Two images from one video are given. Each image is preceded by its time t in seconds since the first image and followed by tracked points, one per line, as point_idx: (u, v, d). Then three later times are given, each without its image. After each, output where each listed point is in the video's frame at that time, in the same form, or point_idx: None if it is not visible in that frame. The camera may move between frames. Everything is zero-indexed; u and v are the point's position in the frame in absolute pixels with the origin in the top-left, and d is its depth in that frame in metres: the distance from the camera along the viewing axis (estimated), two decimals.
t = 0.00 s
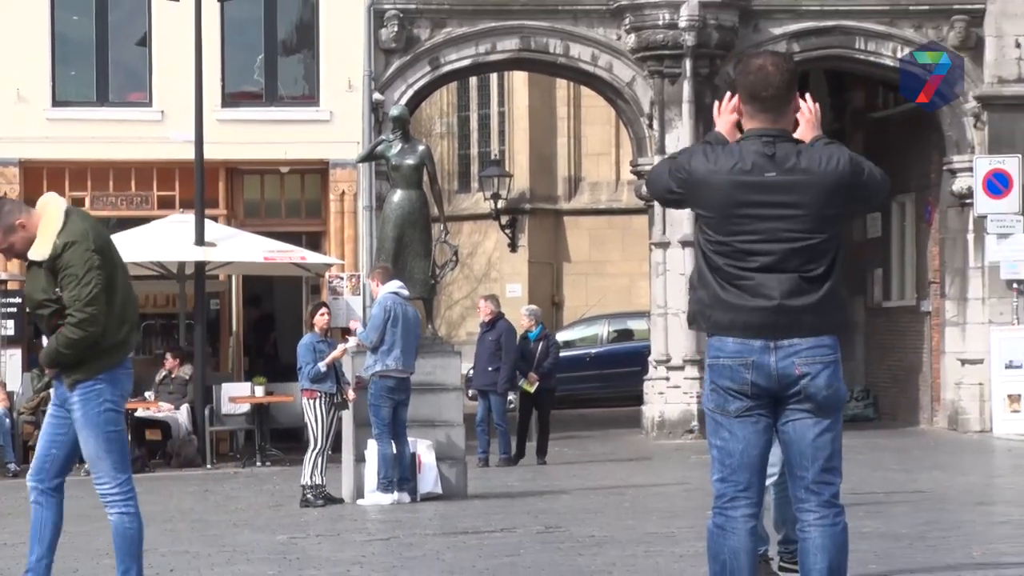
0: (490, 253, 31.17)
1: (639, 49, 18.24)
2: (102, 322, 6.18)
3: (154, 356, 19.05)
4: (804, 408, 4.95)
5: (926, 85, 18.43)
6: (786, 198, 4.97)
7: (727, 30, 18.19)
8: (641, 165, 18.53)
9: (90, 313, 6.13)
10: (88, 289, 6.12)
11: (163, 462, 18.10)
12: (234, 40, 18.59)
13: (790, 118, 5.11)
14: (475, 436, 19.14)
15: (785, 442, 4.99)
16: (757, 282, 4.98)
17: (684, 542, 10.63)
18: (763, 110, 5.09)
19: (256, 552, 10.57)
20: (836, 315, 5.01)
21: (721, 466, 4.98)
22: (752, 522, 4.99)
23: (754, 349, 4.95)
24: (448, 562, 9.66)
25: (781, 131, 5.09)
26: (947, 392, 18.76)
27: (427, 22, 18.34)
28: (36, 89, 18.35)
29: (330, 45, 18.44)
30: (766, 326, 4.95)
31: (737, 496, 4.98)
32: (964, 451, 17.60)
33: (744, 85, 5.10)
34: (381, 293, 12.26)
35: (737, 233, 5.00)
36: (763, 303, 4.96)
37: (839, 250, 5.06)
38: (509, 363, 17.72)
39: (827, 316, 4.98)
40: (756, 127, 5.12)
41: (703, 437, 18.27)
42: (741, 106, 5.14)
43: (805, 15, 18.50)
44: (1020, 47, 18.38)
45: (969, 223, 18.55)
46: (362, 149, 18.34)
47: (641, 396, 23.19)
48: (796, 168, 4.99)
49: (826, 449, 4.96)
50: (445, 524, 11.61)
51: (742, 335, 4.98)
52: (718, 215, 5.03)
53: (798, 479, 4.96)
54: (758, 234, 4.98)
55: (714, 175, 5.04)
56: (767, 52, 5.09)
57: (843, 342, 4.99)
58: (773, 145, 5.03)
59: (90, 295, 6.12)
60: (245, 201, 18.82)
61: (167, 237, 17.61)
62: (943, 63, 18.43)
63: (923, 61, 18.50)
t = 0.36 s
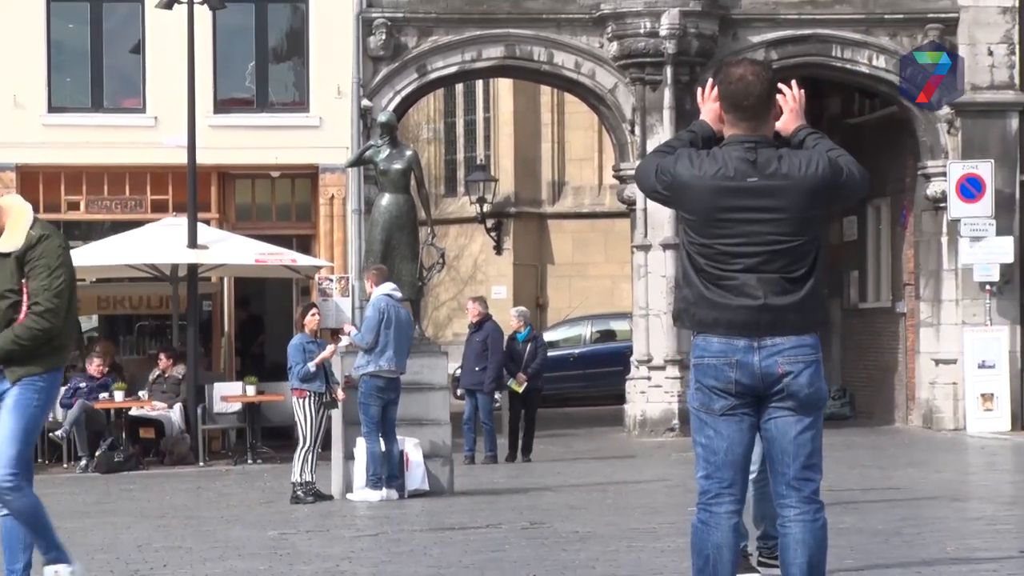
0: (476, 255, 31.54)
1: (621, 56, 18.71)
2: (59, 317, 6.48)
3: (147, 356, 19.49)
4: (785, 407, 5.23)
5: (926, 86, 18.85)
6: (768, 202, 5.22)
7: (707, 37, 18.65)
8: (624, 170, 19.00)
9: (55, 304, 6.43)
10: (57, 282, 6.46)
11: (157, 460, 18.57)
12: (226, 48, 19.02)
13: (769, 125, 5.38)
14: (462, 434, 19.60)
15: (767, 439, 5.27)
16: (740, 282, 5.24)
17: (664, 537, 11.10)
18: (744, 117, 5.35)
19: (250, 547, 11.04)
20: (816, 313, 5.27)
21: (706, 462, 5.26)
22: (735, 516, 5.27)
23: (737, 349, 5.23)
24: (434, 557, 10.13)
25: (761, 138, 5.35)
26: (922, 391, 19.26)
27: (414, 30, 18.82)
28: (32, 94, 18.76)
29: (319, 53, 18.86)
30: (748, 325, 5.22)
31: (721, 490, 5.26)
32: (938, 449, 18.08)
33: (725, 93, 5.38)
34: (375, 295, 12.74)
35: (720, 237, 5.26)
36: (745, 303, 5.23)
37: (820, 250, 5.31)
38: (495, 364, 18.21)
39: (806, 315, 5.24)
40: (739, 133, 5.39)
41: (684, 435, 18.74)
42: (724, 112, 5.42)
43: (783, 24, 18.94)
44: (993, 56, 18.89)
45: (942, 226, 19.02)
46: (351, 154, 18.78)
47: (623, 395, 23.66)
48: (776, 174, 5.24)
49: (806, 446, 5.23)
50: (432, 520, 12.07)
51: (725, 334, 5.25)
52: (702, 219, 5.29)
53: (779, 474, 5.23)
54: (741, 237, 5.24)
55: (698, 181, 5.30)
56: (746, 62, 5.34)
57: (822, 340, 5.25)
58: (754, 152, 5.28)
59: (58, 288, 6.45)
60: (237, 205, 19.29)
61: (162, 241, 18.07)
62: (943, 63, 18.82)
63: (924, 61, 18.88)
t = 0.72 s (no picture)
0: (463, 258, 32.46)
1: (604, 65, 19.31)
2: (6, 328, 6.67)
3: (145, 356, 20.08)
4: (763, 404, 5.42)
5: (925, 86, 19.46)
6: (745, 207, 5.41)
7: (688, 47, 19.27)
8: (607, 176, 19.67)
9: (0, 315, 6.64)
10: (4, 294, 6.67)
11: (154, 456, 19.17)
12: (221, 57, 19.62)
13: (748, 131, 5.58)
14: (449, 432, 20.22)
15: (746, 436, 5.47)
16: (718, 286, 5.45)
17: (644, 532, 11.69)
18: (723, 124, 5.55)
19: (248, 540, 11.65)
20: (793, 313, 5.48)
21: (687, 458, 5.47)
22: (715, 510, 5.48)
23: (716, 349, 5.43)
24: (423, 551, 10.74)
25: (739, 144, 5.54)
26: (895, 389, 19.87)
27: (403, 40, 19.44)
28: (33, 103, 19.35)
29: (310, 62, 19.44)
30: (727, 326, 5.43)
31: (701, 486, 5.47)
32: (910, 445, 18.71)
33: (705, 101, 5.58)
34: (367, 295, 13.30)
35: (699, 241, 5.47)
36: (723, 306, 5.44)
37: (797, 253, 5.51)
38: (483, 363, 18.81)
39: (783, 316, 5.44)
40: (717, 140, 5.58)
41: (665, 432, 19.36)
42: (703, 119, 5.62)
43: (761, 34, 19.54)
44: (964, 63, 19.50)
45: (915, 230, 19.68)
46: (342, 160, 19.39)
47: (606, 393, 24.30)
48: (753, 180, 5.43)
49: (784, 443, 5.43)
50: (421, 515, 12.67)
51: (705, 335, 5.46)
52: (681, 225, 5.49)
53: (756, 470, 5.43)
54: (718, 242, 5.44)
55: (677, 187, 5.49)
56: (724, 72, 5.54)
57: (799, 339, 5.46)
58: (732, 159, 5.47)
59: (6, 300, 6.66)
60: (232, 209, 19.88)
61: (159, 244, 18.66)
62: (942, 63, 19.40)
63: (924, 61, 19.50)
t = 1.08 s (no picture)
0: (451, 263, 34.68)
1: (584, 80, 20.49)
2: None
3: (151, 354, 21.28)
4: (733, 400, 5.89)
5: (926, 85, 20.68)
6: (714, 215, 5.84)
7: (662, 63, 20.46)
8: (586, 185, 20.95)
9: None
10: None
11: (159, 449, 20.34)
12: (223, 73, 20.85)
13: (719, 143, 6.03)
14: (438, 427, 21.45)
15: (718, 429, 5.93)
16: (689, 288, 5.89)
17: (619, 520, 12.86)
18: (696, 137, 6.00)
19: (252, 529, 12.82)
20: (761, 314, 5.92)
21: (662, 451, 5.92)
22: (689, 500, 5.92)
23: (689, 348, 5.88)
24: (413, 537, 11.93)
25: (709, 157, 5.98)
26: (858, 386, 21.19)
27: (394, 57, 20.60)
28: (45, 116, 20.52)
29: (307, 79, 20.63)
30: (698, 326, 5.87)
31: (675, 476, 5.92)
32: (872, 438, 19.94)
33: (678, 115, 6.04)
34: (360, 298, 14.51)
35: (669, 248, 5.91)
36: (694, 307, 5.88)
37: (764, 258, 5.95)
38: (470, 362, 20.07)
39: (752, 316, 5.88)
40: (688, 153, 6.03)
41: (641, 426, 20.58)
42: (676, 131, 6.07)
43: (731, 51, 20.78)
44: (922, 80, 20.67)
45: (876, 236, 20.99)
46: (336, 170, 20.58)
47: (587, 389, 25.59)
48: (722, 189, 5.86)
49: (752, 435, 5.90)
50: (412, 504, 13.84)
51: (677, 335, 5.91)
52: (653, 232, 5.93)
53: (727, 461, 5.90)
54: (688, 247, 5.88)
55: (649, 196, 5.92)
56: (695, 88, 6.01)
57: (766, 338, 5.91)
58: (703, 170, 5.91)
59: None
60: (234, 216, 21.05)
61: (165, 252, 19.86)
62: (943, 64, 20.65)
63: (925, 60, 20.68)
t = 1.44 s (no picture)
0: (440, 267, 35.82)
1: (567, 93, 21.49)
2: None
3: (153, 354, 22.25)
4: (708, 397, 6.31)
5: (927, 85, 21.58)
6: (690, 222, 6.26)
7: (641, 77, 21.47)
8: (569, 193, 21.96)
9: None
10: None
11: (160, 445, 21.23)
12: (221, 86, 21.83)
13: (695, 152, 6.46)
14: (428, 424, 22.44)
15: (693, 425, 6.35)
16: (665, 292, 6.30)
17: (600, 513, 13.83)
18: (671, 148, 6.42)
19: (253, 520, 13.86)
20: (735, 317, 6.34)
21: (641, 445, 6.32)
22: (666, 493, 6.31)
23: (666, 349, 6.29)
24: (404, 529, 12.90)
25: (686, 167, 6.41)
26: (829, 384, 22.33)
27: (386, 70, 21.60)
28: (52, 127, 21.51)
29: (302, 91, 21.61)
30: (674, 327, 6.28)
31: (652, 470, 6.32)
32: (842, 435, 20.90)
33: (657, 126, 6.49)
34: (351, 300, 15.52)
35: (648, 254, 6.33)
36: (671, 310, 6.29)
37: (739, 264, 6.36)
38: (459, 363, 21.07)
39: (726, 318, 6.29)
40: (666, 163, 6.46)
41: (621, 423, 21.53)
42: (654, 140, 6.51)
43: (707, 65, 21.77)
44: (890, 93, 21.80)
45: (846, 241, 22.02)
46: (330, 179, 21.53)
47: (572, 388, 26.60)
48: (698, 198, 6.28)
49: (726, 429, 6.32)
50: (403, 497, 14.80)
51: (655, 336, 6.32)
52: (633, 239, 6.35)
53: (702, 456, 6.31)
54: (665, 253, 6.30)
55: (628, 205, 6.35)
56: (673, 102, 6.47)
57: (739, 339, 6.33)
58: (679, 179, 6.33)
59: None
60: (232, 222, 22.04)
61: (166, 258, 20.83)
62: (942, 64, 21.44)
63: (925, 61, 21.48)
